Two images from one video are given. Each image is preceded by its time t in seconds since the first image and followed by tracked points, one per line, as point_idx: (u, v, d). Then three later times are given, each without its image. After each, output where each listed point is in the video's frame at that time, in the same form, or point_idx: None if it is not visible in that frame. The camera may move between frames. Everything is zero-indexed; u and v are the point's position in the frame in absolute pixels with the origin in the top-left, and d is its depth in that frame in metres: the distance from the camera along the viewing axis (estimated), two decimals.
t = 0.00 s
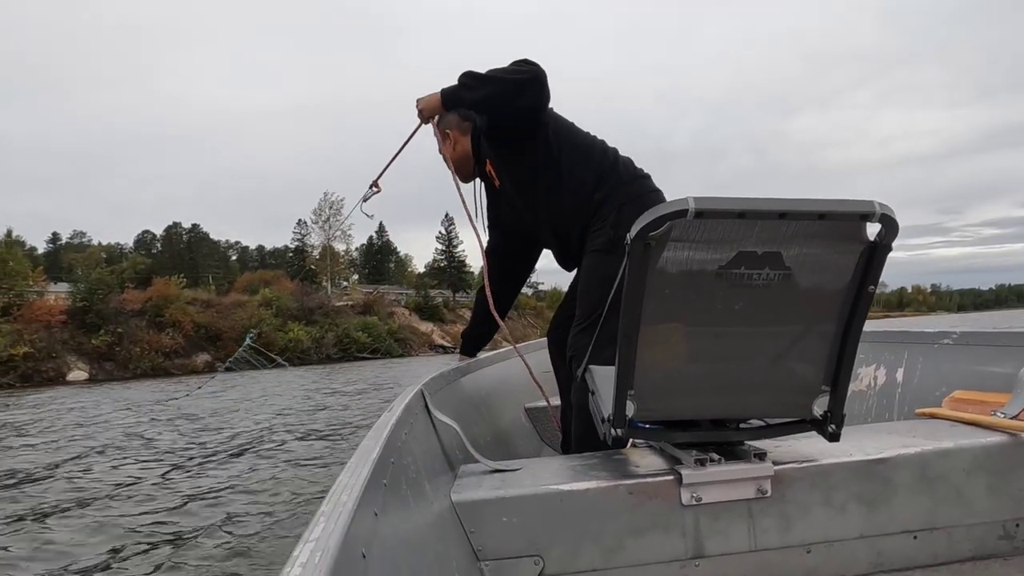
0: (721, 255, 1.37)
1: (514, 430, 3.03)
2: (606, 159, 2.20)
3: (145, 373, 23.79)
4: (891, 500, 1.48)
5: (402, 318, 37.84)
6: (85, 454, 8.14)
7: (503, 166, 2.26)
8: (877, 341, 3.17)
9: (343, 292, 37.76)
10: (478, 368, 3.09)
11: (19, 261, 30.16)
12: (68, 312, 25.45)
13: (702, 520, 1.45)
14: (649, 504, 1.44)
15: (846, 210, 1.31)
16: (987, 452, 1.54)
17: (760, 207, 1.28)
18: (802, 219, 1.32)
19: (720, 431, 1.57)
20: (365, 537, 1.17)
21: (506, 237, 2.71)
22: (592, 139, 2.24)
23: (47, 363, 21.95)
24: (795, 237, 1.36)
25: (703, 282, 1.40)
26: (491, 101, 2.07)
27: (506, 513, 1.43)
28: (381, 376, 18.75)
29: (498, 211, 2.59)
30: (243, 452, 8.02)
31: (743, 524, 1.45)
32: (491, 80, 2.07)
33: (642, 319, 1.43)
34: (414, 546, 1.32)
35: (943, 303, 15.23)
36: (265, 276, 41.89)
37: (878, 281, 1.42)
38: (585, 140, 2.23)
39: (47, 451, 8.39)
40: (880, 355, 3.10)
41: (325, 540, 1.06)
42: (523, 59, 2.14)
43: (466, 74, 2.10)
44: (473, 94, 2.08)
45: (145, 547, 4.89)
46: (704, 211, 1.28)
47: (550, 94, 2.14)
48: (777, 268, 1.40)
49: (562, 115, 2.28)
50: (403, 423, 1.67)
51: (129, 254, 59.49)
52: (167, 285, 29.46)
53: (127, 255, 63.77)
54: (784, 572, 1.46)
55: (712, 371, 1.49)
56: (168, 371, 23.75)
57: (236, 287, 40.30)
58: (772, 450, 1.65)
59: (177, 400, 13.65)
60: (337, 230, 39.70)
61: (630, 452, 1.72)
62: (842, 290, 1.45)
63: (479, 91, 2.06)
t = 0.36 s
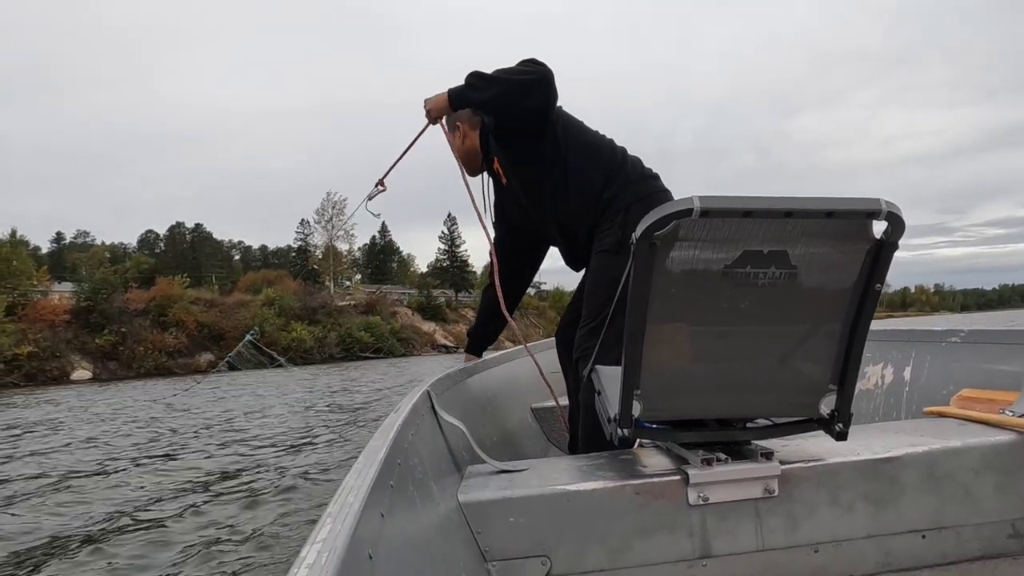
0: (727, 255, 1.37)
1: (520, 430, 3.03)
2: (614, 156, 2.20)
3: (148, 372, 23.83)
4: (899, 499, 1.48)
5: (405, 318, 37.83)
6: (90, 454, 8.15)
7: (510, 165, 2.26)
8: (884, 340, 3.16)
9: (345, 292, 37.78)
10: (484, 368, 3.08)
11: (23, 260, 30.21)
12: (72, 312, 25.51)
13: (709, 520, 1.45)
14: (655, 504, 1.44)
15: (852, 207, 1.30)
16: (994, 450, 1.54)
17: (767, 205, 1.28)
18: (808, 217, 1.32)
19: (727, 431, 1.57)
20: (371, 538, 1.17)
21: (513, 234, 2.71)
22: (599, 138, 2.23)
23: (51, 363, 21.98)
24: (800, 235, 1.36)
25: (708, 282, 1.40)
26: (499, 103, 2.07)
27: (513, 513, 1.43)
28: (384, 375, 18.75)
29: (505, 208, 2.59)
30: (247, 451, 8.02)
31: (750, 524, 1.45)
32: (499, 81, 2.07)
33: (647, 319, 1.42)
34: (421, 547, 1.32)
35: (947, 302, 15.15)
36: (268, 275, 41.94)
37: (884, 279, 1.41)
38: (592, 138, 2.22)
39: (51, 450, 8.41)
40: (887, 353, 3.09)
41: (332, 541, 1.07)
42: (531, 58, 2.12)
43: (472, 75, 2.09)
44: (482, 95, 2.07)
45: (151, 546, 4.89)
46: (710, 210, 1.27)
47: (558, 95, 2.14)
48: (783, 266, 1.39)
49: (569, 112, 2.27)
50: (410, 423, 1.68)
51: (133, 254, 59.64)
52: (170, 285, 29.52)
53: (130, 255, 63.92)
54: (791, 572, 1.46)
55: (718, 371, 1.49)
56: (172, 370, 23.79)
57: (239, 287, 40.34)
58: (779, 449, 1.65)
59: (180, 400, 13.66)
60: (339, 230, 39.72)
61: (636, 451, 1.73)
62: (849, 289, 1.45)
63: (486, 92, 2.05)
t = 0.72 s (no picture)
0: (733, 253, 1.37)
1: (528, 430, 3.03)
2: (620, 157, 2.20)
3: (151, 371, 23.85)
4: (910, 495, 1.47)
5: (407, 318, 37.86)
6: (94, 453, 8.16)
7: (515, 171, 2.26)
8: (892, 336, 3.15)
9: (347, 291, 37.83)
10: (491, 370, 3.08)
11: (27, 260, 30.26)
12: (75, 311, 25.57)
13: (719, 518, 1.44)
14: (665, 503, 1.43)
15: (858, 203, 1.30)
16: (1005, 445, 1.53)
17: (772, 203, 1.28)
18: (813, 213, 1.31)
19: (735, 428, 1.56)
20: (382, 540, 1.17)
21: (518, 238, 2.71)
22: (604, 139, 2.23)
23: (54, 362, 22.01)
24: (806, 232, 1.35)
25: (715, 281, 1.40)
26: (506, 112, 2.06)
27: (522, 514, 1.42)
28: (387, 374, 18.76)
29: (510, 213, 2.59)
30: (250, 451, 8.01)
31: (761, 522, 1.44)
32: (503, 89, 2.07)
33: (654, 319, 1.42)
34: (431, 550, 1.31)
35: (950, 301, 15.14)
36: (270, 275, 42.00)
37: (891, 276, 1.41)
38: (597, 140, 2.22)
39: (55, 449, 8.42)
40: (895, 349, 3.09)
41: (344, 544, 1.06)
42: (534, 65, 2.12)
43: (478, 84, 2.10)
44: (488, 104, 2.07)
45: (156, 545, 4.89)
46: (715, 208, 1.27)
47: (564, 101, 2.14)
48: (789, 263, 1.39)
49: (573, 114, 2.27)
50: (418, 426, 1.67)
51: (136, 254, 59.76)
52: (173, 284, 29.58)
53: (133, 255, 64.03)
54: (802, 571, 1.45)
55: (725, 369, 1.49)
56: (175, 369, 23.84)
57: (242, 286, 40.40)
58: (788, 447, 1.64)
59: (183, 399, 13.68)
60: (341, 230, 39.76)
61: (644, 450, 1.72)
62: (855, 286, 1.44)
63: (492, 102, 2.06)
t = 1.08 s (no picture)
0: (739, 250, 1.36)
1: (535, 429, 3.03)
2: (622, 154, 2.19)
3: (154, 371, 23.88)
4: (919, 492, 1.47)
5: (409, 318, 37.85)
6: (97, 453, 8.18)
7: (515, 171, 2.25)
8: (900, 332, 3.14)
9: (349, 291, 37.84)
10: (498, 369, 3.08)
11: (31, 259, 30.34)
12: (78, 311, 25.62)
13: (727, 516, 1.44)
14: (672, 501, 1.43)
15: (865, 199, 1.29)
16: (1016, 442, 1.52)
17: (780, 200, 1.27)
18: (820, 209, 1.30)
19: (743, 426, 1.56)
20: (390, 539, 1.16)
21: (519, 237, 2.71)
22: (606, 137, 2.23)
23: (57, 361, 22.06)
24: (813, 228, 1.35)
25: (722, 278, 1.39)
26: (506, 113, 2.06)
27: (530, 512, 1.42)
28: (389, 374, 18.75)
29: (512, 213, 2.58)
30: (254, 450, 8.01)
31: (769, 521, 1.44)
32: (503, 90, 2.07)
33: (659, 317, 1.42)
34: (438, 549, 1.31)
35: (954, 301, 15.10)
36: (273, 275, 42.01)
37: (899, 272, 1.40)
38: (598, 138, 2.21)
39: (59, 449, 8.43)
40: (903, 345, 3.08)
41: (350, 544, 1.06)
42: (534, 65, 2.12)
43: (478, 85, 2.10)
44: (488, 106, 2.07)
45: (159, 545, 4.88)
46: (722, 205, 1.26)
47: (565, 100, 2.14)
48: (796, 259, 1.38)
49: (575, 112, 2.27)
50: (426, 425, 1.67)
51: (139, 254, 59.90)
52: (175, 284, 29.63)
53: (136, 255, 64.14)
54: (810, 569, 1.45)
55: (732, 367, 1.48)
56: (178, 369, 23.85)
57: (245, 286, 40.46)
58: (796, 444, 1.63)
59: (187, 398, 13.71)
60: (343, 230, 39.78)
61: (652, 447, 1.72)
62: (862, 282, 1.44)
63: (492, 103, 2.06)
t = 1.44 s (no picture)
0: (744, 250, 1.36)
1: (540, 429, 3.03)
2: (628, 155, 2.20)
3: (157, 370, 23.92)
4: (925, 492, 1.47)
5: (410, 318, 37.87)
6: (100, 453, 8.19)
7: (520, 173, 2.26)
8: (906, 332, 3.13)
9: (351, 291, 37.86)
10: (502, 368, 3.08)
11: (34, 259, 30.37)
12: (81, 311, 25.66)
13: (731, 516, 1.44)
14: (677, 501, 1.43)
15: (871, 199, 1.29)
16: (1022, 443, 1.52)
17: (784, 199, 1.27)
18: (825, 209, 1.30)
19: (747, 425, 1.56)
20: (394, 538, 1.16)
21: (522, 237, 2.71)
22: (610, 138, 2.23)
23: (60, 361, 22.11)
24: (817, 228, 1.34)
25: (726, 278, 1.39)
26: (512, 116, 2.07)
27: (534, 512, 1.42)
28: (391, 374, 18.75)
29: (516, 214, 2.59)
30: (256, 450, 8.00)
31: (774, 520, 1.43)
32: (509, 93, 2.07)
33: (664, 317, 1.42)
34: (442, 548, 1.31)
35: (956, 300, 15.07)
36: (274, 274, 42.04)
37: (904, 272, 1.40)
38: (603, 139, 2.22)
39: (62, 449, 8.44)
40: (907, 345, 3.08)
41: (355, 542, 1.06)
42: (539, 67, 2.12)
43: (483, 89, 2.11)
44: (494, 110, 2.08)
45: (161, 544, 4.88)
46: (726, 204, 1.27)
47: (570, 101, 2.14)
48: (800, 259, 1.38)
49: (579, 113, 2.28)
50: (430, 425, 1.67)
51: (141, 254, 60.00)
52: (178, 284, 29.68)
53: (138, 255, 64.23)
54: (815, 569, 1.45)
55: (737, 367, 1.48)
56: (180, 369, 23.90)
57: (247, 285, 40.50)
58: (802, 444, 1.63)
59: (190, 398, 13.73)
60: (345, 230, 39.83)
61: (656, 447, 1.72)
62: (868, 282, 1.43)
63: (497, 106, 2.07)
